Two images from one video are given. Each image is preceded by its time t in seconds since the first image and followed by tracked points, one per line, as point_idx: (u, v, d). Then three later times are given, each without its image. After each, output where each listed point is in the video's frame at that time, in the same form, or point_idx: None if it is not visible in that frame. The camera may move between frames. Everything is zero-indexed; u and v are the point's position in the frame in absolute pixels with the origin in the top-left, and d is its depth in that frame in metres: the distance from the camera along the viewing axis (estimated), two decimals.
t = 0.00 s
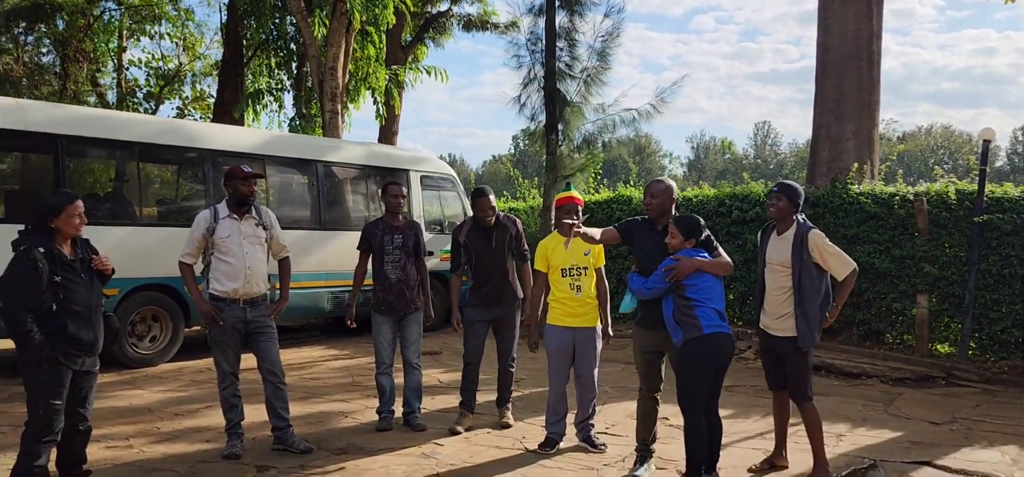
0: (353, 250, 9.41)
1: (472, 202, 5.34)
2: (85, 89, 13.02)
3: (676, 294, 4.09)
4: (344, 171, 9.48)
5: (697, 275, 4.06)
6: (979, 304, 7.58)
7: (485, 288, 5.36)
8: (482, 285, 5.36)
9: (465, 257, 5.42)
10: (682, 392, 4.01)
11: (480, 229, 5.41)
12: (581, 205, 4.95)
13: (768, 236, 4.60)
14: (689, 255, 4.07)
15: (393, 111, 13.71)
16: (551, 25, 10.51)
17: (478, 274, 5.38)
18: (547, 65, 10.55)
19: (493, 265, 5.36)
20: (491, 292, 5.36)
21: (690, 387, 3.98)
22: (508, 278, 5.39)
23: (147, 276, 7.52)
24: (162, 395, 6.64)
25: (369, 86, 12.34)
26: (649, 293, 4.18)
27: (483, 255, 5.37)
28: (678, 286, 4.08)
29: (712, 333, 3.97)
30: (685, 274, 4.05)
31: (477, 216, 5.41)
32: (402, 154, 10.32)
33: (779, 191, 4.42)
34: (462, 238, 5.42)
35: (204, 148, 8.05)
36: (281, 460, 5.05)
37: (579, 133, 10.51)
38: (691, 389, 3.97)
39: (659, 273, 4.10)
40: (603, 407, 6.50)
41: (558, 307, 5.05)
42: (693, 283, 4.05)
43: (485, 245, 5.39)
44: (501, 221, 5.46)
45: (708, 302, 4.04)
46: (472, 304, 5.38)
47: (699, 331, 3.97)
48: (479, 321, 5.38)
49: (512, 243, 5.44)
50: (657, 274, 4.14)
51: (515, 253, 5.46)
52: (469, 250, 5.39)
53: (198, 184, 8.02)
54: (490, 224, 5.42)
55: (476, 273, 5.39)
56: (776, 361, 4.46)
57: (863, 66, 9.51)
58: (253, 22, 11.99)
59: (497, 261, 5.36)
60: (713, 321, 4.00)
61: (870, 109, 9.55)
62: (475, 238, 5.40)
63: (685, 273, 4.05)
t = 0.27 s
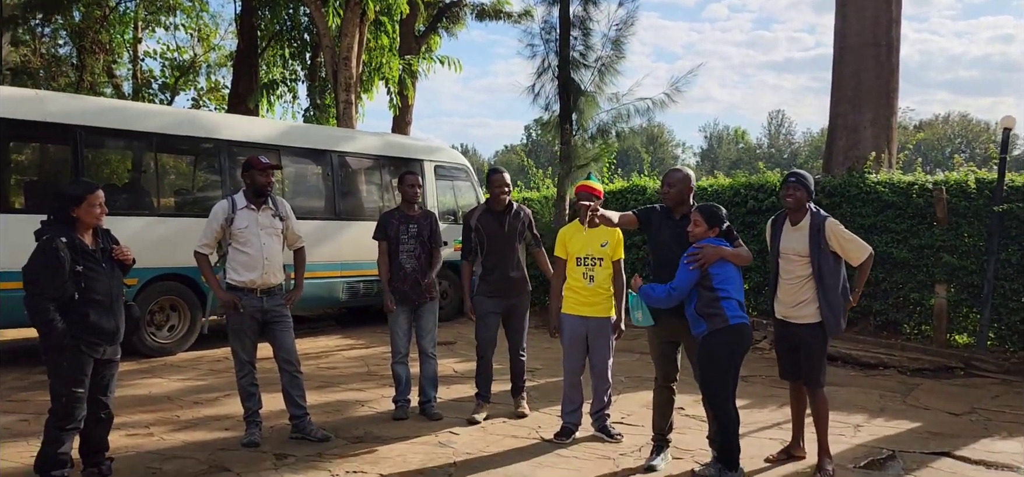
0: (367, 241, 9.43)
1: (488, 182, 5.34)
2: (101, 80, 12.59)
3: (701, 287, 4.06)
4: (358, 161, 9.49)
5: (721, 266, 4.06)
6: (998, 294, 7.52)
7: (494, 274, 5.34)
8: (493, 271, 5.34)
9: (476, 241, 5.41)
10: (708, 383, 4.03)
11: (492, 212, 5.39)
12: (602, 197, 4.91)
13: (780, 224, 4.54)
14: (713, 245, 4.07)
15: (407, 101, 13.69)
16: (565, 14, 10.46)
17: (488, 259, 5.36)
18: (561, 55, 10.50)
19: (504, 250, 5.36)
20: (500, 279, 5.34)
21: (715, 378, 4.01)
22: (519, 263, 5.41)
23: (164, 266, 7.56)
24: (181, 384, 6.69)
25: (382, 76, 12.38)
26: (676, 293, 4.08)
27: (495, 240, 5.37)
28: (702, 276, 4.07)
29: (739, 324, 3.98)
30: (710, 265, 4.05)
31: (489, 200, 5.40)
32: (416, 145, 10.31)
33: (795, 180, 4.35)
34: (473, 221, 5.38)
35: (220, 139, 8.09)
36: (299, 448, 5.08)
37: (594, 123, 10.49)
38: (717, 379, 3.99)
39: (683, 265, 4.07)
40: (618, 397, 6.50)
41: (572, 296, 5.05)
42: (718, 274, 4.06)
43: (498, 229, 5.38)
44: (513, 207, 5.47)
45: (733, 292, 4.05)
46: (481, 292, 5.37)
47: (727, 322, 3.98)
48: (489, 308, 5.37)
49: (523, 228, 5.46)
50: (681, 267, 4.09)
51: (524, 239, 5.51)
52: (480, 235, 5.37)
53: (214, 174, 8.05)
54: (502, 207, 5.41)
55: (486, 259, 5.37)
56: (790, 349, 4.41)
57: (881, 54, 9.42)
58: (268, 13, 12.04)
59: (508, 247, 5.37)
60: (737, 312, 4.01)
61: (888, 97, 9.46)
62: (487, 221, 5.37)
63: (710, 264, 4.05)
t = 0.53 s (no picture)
0: (383, 232, 9.46)
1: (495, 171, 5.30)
2: (120, 72, 12.65)
3: (726, 285, 4.01)
4: (375, 153, 9.51)
5: (742, 261, 4.04)
6: (1019, 288, 7.45)
7: (502, 266, 5.34)
8: (501, 263, 5.33)
9: (485, 231, 5.40)
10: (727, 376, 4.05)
11: (500, 204, 5.36)
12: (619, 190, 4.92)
13: (797, 216, 4.50)
14: (735, 239, 4.04)
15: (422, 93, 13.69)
16: (581, 6, 10.42)
17: (497, 251, 5.36)
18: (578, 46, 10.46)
19: (512, 241, 5.35)
20: (508, 271, 5.33)
21: (734, 372, 4.02)
22: (528, 253, 5.41)
23: (183, 258, 7.63)
24: (200, 375, 6.76)
25: (398, 68, 12.44)
26: (709, 290, 3.96)
27: (503, 232, 5.35)
28: (726, 271, 4.03)
29: (759, 319, 3.99)
30: (733, 261, 4.02)
31: (497, 191, 5.37)
32: (431, 136, 10.32)
33: (813, 174, 4.31)
34: (481, 213, 5.36)
35: (237, 131, 8.13)
36: (317, 439, 5.13)
37: (610, 115, 10.46)
38: (735, 373, 4.02)
39: (705, 259, 4.04)
40: (635, 390, 6.51)
41: (585, 288, 5.07)
42: (739, 268, 4.03)
43: (507, 219, 5.35)
44: (519, 197, 5.45)
45: (753, 288, 4.05)
46: (490, 284, 5.38)
47: (749, 317, 3.98)
48: (498, 301, 5.37)
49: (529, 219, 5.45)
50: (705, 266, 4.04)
51: (531, 229, 5.50)
52: (489, 226, 5.35)
53: (232, 166, 8.10)
54: (509, 198, 5.38)
55: (495, 251, 5.36)
56: (813, 343, 4.39)
57: (902, 45, 9.32)
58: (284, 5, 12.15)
59: (516, 238, 5.35)
60: (757, 306, 4.02)
61: (908, 88, 9.37)
62: (495, 214, 5.35)
63: (733, 260, 4.02)
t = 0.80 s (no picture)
0: (399, 228, 9.49)
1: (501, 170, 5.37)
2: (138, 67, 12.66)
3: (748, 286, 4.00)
4: (390, 149, 9.54)
5: (759, 260, 4.03)
6: None
7: (511, 263, 5.35)
8: (511, 260, 5.34)
9: (494, 229, 5.43)
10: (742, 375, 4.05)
11: (507, 201, 5.40)
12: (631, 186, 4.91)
13: (816, 213, 4.49)
14: (751, 238, 4.02)
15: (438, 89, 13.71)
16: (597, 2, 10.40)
17: (506, 248, 5.37)
18: (594, 42, 10.44)
19: (521, 238, 5.35)
20: (518, 268, 5.33)
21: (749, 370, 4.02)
22: (539, 250, 5.40)
23: (200, 252, 7.69)
24: (218, 369, 6.82)
25: (414, 64, 12.51)
26: (736, 293, 3.92)
27: (512, 229, 5.36)
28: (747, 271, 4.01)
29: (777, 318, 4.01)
30: (751, 260, 4.01)
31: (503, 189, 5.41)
32: (446, 132, 10.34)
33: (830, 170, 4.31)
34: (490, 212, 5.41)
35: (254, 127, 8.18)
36: (333, 434, 5.16)
37: (626, 112, 10.44)
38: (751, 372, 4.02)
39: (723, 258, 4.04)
40: (649, 387, 6.52)
41: (597, 286, 5.07)
42: (757, 266, 4.03)
43: (515, 216, 5.37)
44: (527, 193, 5.45)
45: (771, 285, 4.06)
46: (501, 281, 5.40)
47: (767, 316, 4.00)
48: (509, 298, 5.38)
49: (538, 215, 5.43)
50: (726, 269, 4.00)
51: (541, 225, 5.48)
52: (497, 224, 5.38)
53: (249, 162, 8.15)
54: (516, 195, 5.40)
55: (505, 248, 5.38)
56: (830, 341, 4.37)
57: (921, 42, 9.25)
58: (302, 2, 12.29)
59: (525, 235, 5.36)
60: (773, 305, 4.03)
61: (927, 85, 9.30)
62: (503, 212, 5.38)
63: (751, 259, 4.01)
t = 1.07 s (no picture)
0: (413, 223, 9.52)
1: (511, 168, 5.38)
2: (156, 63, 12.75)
3: (764, 284, 3.98)
4: (406, 144, 9.57)
5: (773, 257, 4.02)
6: None
7: (524, 259, 5.38)
8: (524, 256, 5.37)
9: (507, 228, 5.44)
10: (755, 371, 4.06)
11: (518, 198, 5.41)
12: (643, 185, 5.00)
13: (836, 211, 4.49)
14: (767, 235, 3.98)
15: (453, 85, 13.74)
16: None
17: (519, 245, 5.41)
18: (609, 38, 10.43)
19: (533, 234, 5.37)
20: (530, 264, 5.36)
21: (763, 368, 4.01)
22: (553, 246, 5.40)
23: (217, 247, 7.76)
24: (235, 362, 6.88)
25: (430, 60, 12.54)
26: (751, 292, 3.92)
27: (524, 225, 5.38)
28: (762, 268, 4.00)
29: (792, 314, 4.01)
30: (767, 258, 3.99)
31: (514, 186, 5.43)
32: (462, 128, 10.36)
33: (847, 166, 4.32)
34: (502, 210, 5.44)
35: (270, 122, 8.23)
36: (349, 427, 5.20)
37: (641, 108, 10.43)
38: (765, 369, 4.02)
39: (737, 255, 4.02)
40: (664, 383, 6.53)
41: (610, 283, 5.09)
42: (772, 264, 4.02)
43: (526, 214, 5.38)
44: (539, 188, 5.44)
45: (785, 282, 4.06)
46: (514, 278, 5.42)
47: (783, 313, 3.99)
48: (523, 293, 5.41)
49: (550, 211, 5.40)
50: (741, 268, 3.97)
51: (555, 220, 5.45)
52: (510, 221, 5.40)
53: (265, 157, 8.20)
54: (527, 191, 5.41)
55: (518, 244, 5.41)
56: (847, 340, 4.37)
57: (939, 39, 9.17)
58: None
59: (537, 231, 5.37)
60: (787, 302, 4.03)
61: (945, 82, 9.23)
62: (515, 209, 5.40)
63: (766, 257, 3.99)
